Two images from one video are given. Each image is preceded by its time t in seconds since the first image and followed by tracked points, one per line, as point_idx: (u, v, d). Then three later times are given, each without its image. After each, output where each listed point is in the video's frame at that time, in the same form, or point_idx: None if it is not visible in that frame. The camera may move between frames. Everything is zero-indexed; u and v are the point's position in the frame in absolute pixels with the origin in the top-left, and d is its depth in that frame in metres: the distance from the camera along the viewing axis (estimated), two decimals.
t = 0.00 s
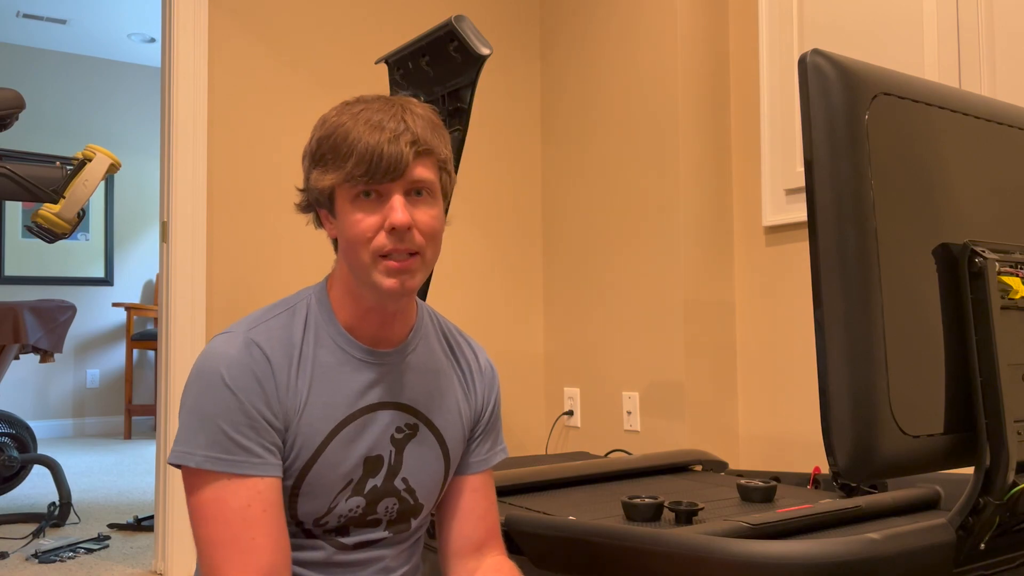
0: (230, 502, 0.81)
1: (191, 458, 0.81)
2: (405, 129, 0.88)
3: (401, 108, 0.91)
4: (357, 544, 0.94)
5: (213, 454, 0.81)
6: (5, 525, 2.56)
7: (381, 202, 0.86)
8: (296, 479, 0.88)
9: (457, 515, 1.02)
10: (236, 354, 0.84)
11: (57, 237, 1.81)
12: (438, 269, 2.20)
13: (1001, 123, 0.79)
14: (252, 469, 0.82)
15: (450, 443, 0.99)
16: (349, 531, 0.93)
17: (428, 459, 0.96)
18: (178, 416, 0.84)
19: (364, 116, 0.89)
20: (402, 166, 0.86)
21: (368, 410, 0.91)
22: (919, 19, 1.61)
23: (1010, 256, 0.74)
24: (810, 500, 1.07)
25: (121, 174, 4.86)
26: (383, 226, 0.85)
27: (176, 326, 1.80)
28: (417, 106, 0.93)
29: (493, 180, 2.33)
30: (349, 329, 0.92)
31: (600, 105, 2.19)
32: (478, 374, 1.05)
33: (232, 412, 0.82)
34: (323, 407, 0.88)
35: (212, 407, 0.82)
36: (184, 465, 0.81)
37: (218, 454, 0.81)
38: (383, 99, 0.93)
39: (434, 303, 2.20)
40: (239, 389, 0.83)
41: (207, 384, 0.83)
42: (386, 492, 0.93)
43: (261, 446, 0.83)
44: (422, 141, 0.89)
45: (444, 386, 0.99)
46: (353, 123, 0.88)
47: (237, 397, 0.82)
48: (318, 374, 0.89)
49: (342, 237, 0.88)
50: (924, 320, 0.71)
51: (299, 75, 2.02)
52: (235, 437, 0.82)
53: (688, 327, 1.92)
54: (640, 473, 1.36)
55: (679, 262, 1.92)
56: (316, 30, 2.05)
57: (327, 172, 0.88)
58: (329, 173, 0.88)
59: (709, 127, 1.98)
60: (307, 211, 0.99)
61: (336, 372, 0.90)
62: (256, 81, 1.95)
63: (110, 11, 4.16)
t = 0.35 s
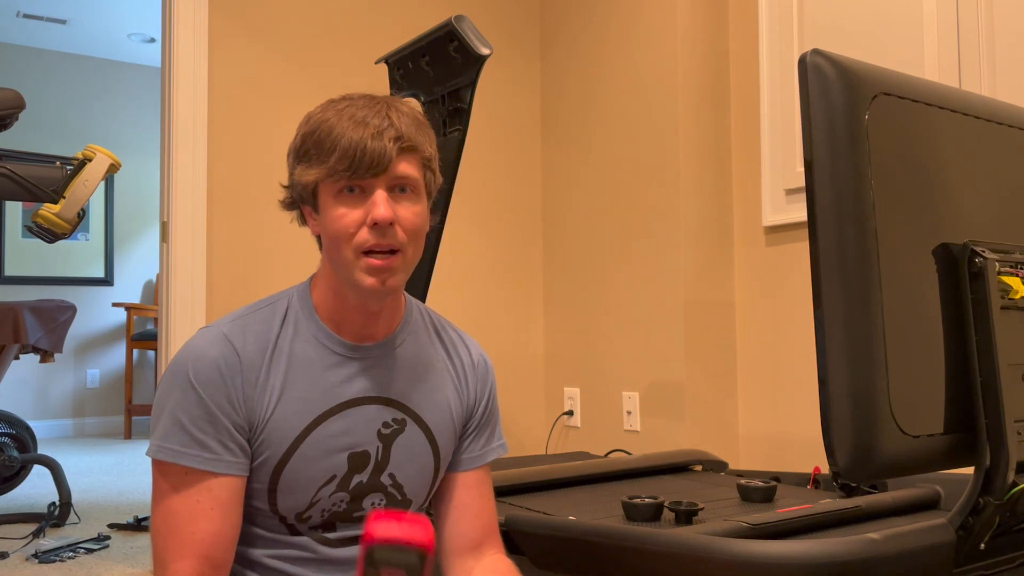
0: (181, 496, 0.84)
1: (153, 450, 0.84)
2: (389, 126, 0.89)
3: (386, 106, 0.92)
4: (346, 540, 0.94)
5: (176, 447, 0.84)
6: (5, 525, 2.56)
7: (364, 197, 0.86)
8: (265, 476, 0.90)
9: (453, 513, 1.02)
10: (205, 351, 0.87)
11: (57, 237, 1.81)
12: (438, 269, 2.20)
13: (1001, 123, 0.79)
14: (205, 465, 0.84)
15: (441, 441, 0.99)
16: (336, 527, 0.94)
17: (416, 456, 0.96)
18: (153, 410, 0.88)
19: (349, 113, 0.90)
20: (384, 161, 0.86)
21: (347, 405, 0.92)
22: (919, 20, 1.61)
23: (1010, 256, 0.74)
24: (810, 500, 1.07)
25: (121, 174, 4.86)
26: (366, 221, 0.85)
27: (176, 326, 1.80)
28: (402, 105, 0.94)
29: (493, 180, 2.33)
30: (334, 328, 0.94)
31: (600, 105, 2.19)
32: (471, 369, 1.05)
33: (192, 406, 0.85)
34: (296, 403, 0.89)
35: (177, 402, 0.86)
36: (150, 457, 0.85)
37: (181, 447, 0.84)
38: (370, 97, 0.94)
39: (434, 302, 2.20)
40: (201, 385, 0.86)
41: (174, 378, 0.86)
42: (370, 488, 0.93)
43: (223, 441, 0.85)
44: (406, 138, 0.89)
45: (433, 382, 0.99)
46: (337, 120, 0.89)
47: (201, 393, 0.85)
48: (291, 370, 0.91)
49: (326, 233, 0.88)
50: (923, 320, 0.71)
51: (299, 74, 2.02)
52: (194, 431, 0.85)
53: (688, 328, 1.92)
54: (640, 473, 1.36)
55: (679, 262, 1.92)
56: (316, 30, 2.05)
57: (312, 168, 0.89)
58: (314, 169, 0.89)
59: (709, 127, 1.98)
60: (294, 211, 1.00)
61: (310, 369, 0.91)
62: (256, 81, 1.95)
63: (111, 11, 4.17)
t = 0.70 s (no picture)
0: (180, 495, 0.83)
1: (153, 452, 0.84)
2: (396, 128, 0.89)
3: (393, 109, 0.92)
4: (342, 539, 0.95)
5: (176, 449, 0.84)
6: (5, 525, 2.56)
7: (369, 198, 0.86)
8: (265, 476, 0.90)
9: (451, 514, 1.02)
10: (204, 352, 0.87)
11: (57, 237, 1.81)
12: (438, 268, 2.20)
13: (1001, 123, 0.79)
14: (209, 463, 0.84)
15: (440, 442, 0.99)
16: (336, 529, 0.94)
17: (415, 459, 0.96)
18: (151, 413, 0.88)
19: (356, 114, 0.90)
20: (390, 163, 0.86)
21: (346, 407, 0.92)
22: (919, 20, 1.61)
23: (1011, 256, 0.74)
24: (810, 500, 1.07)
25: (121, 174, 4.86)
26: (369, 222, 0.85)
27: (177, 326, 1.80)
28: (407, 106, 0.95)
29: (493, 179, 2.33)
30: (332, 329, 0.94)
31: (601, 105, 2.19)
32: (470, 370, 1.05)
33: (193, 408, 0.85)
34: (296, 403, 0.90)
35: (176, 404, 0.85)
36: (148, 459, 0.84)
37: (182, 449, 0.84)
38: (377, 98, 0.94)
39: (434, 302, 2.20)
40: (202, 386, 0.86)
41: (174, 380, 0.86)
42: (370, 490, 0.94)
43: (225, 442, 0.85)
44: (412, 141, 0.89)
45: (432, 381, 1.00)
46: (345, 120, 0.89)
47: (201, 394, 0.86)
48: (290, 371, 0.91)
49: (328, 233, 0.87)
50: (922, 320, 0.71)
51: (299, 74, 2.02)
52: (195, 432, 0.85)
53: (688, 328, 1.91)
54: (640, 473, 1.36)
55: (679, 262, 1.92)
56: (316, 30, 2.05)
57: (317, 167, 0.89)
58: (318, 167, 0.88)
59: (709, 127, 1.98)
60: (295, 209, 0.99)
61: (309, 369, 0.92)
62: (256, 81, 1.95)
63: (111, 11, 4.17)
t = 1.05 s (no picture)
0: (182, 494, 0.83)
1: (157, 452, 0.84)
2: (407, 134, 0.89)
3: (403, 113, 0.92)
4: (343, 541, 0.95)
5: (179, 449, 0.84)
6: (5, 524, 2.56)
7: (377, 204, 0.86)
8: (267, 477, 0.90)
9: (453, 516, 1.02)
10: (208, 353, 0.87)
11: (57, 237, 1.81)
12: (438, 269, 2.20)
13: (1001, 123, 0.79)
14: (213, 463, 0.84)
15: (442, 444, 0.98)
16: (337, 531, 0.94)
17: (418, 461, 0.96)
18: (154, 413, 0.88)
19: (366, 118, 0.90)
20: (399, 170, 0.86)
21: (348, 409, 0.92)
22: (919, 20, 1.61)
23: (1011, 256, 0.74)
24: (810, 500, 1.06)
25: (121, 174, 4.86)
26: (376, 228, 0.84)
27: (177, 326, 1.80)
28: (417, 110, 0.95)
29: (493, 179, 2.33)
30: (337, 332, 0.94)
31: (601, 105, 2.19)
32: (473, 373, 1.05)
33: (198, 407, 0.85)
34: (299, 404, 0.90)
35: (180, 404, 0.85)
36: (151, 458, 0.84)
37: (186, 449, 0.84)
38: (388, 101, 0.94)
39: (433, 302, 2.20)
40: (206, 386, 0.86)
41: (178, 380, 0.86)
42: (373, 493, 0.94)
43: (229, 442, 0.85)
44: (422, 148, 0.90)
45: (434, 383, 1.00)
46: (355, 123, 0.89)
47: (205, 395, 0.86)
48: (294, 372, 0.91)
49: (335, 237, 0.87)
50: (922, 320, 0.71)
51: (299, 74, 2.02)
52: (199, 432, 0.85)
53: (688, 328, 1.91)
54: (641, 474, 1.36)
55: (679, 262, 1.92)
56: (316, 29, 2.05)
57: (325, 169, 0.88)
58: (327, 170, 0.88)
59: (709, 127, 1.98)
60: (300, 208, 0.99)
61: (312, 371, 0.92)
62: (256, 81, 1.95)
63: (110, 11, 4.17)
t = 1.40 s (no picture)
0: (177, 497, 0.83)
1: (151, 455, 0.84)
2: (385, 132, 0.89)
3: (381, 110, 0.92)
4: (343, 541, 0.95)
5: (174, 451, 0.84)
6: (5, 524, 2.56)
7: (359, 204, 0.86)
8: (263, 478, 0.90)
9: (452, 515, 1.02)
10: (201, 355, 0.88)
11: (57, 237, 1.81)
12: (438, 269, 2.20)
13: (1001, 122, 0.79)
14: (207, 465, 0.84)
15: (439, 442, 0.98)
16: (335, 531, 0.95)
17: (414, 460, 0.96)
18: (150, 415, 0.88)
19: (344, 117, 0.90)
20: (379, 168, 0.86)
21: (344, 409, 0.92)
22: (919, 20, 1.61)
23: (1011, 255, 0.74)
24: (810, 500, 1.06)
25: (121, 174, 4.86)
26: (359, 228, 0.85)
27: (177, 326, 1.80)
28: (398, 106, 0.95)
29: (493, 179, 2.33)
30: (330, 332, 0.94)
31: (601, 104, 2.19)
32: (470, 370, 1.05)
33: (191, 410, 0.85)
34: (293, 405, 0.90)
35: (174, 406, 0.86)
36: (146, 461, 0.84)
37: (180, 451, 0.84)
38: (366, 98, 0.94)
39: (433, 302, 2.20)
40: (199, 388, 0.86)
41: (172, 382, 0.87)
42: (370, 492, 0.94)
43: (223, 444, 0.85)
44: (402, 145, 0.89)
45: (430, 382, 1.00)
46: (334, 123, 0.89)
47: (198, 397, 0.86)
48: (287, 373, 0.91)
49: (320, 239, 0.87)
50: (922, 320, 0.71)
51: (299, 74, 2.02)
52: (193, 435, 0.85)
53: (688, 327, 1.91)
54: (641, 473, 1.36)
55: (679, 262, 1.92)
56: (316, 29, 2.05)
57: (307, 171, 0.89)
58: (308, 172, 0.88)
59: (709, 127, 1.98)
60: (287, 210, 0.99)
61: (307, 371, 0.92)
62: (256, 81, 1.95)
63: (110, 11, 4.17)
